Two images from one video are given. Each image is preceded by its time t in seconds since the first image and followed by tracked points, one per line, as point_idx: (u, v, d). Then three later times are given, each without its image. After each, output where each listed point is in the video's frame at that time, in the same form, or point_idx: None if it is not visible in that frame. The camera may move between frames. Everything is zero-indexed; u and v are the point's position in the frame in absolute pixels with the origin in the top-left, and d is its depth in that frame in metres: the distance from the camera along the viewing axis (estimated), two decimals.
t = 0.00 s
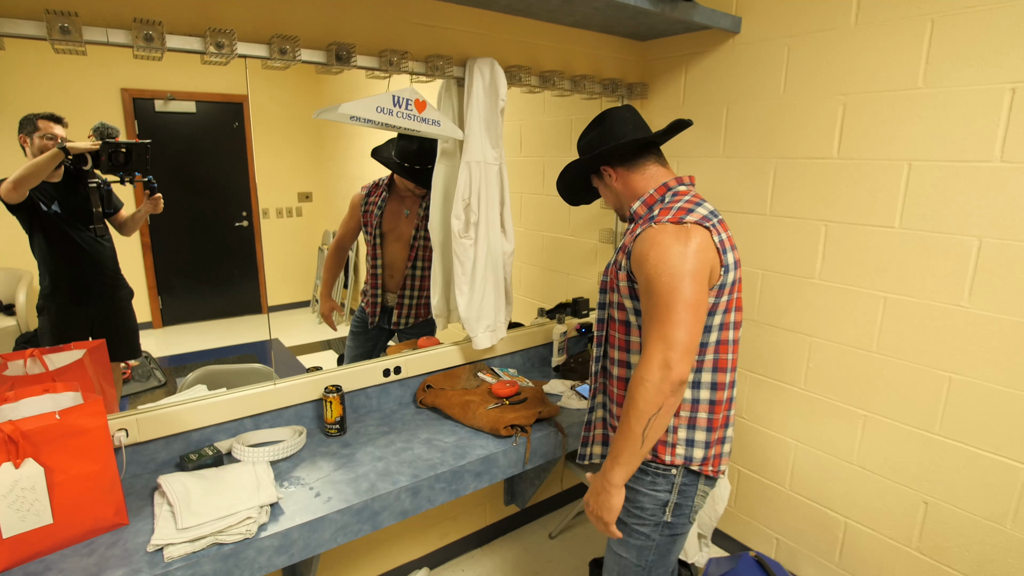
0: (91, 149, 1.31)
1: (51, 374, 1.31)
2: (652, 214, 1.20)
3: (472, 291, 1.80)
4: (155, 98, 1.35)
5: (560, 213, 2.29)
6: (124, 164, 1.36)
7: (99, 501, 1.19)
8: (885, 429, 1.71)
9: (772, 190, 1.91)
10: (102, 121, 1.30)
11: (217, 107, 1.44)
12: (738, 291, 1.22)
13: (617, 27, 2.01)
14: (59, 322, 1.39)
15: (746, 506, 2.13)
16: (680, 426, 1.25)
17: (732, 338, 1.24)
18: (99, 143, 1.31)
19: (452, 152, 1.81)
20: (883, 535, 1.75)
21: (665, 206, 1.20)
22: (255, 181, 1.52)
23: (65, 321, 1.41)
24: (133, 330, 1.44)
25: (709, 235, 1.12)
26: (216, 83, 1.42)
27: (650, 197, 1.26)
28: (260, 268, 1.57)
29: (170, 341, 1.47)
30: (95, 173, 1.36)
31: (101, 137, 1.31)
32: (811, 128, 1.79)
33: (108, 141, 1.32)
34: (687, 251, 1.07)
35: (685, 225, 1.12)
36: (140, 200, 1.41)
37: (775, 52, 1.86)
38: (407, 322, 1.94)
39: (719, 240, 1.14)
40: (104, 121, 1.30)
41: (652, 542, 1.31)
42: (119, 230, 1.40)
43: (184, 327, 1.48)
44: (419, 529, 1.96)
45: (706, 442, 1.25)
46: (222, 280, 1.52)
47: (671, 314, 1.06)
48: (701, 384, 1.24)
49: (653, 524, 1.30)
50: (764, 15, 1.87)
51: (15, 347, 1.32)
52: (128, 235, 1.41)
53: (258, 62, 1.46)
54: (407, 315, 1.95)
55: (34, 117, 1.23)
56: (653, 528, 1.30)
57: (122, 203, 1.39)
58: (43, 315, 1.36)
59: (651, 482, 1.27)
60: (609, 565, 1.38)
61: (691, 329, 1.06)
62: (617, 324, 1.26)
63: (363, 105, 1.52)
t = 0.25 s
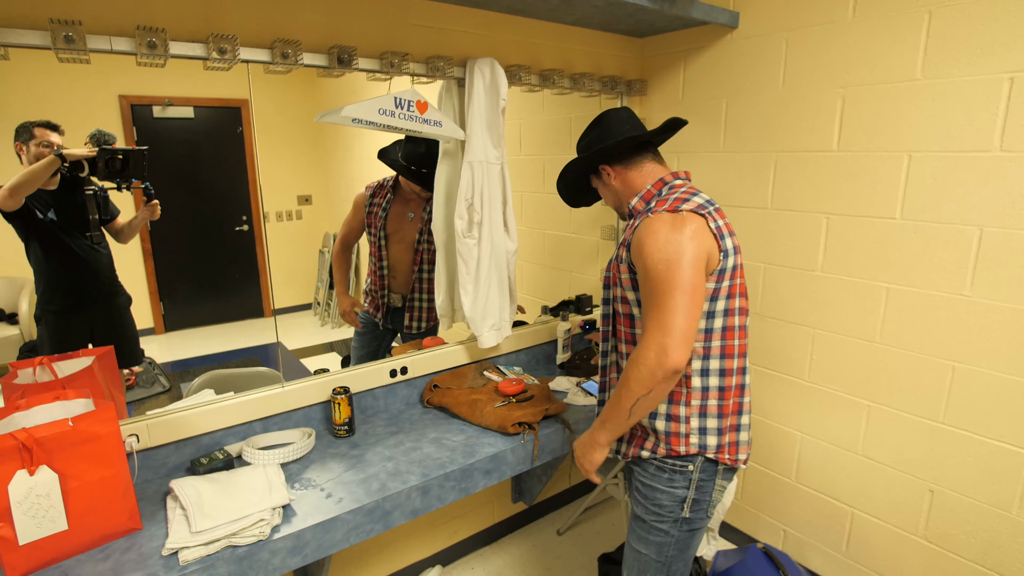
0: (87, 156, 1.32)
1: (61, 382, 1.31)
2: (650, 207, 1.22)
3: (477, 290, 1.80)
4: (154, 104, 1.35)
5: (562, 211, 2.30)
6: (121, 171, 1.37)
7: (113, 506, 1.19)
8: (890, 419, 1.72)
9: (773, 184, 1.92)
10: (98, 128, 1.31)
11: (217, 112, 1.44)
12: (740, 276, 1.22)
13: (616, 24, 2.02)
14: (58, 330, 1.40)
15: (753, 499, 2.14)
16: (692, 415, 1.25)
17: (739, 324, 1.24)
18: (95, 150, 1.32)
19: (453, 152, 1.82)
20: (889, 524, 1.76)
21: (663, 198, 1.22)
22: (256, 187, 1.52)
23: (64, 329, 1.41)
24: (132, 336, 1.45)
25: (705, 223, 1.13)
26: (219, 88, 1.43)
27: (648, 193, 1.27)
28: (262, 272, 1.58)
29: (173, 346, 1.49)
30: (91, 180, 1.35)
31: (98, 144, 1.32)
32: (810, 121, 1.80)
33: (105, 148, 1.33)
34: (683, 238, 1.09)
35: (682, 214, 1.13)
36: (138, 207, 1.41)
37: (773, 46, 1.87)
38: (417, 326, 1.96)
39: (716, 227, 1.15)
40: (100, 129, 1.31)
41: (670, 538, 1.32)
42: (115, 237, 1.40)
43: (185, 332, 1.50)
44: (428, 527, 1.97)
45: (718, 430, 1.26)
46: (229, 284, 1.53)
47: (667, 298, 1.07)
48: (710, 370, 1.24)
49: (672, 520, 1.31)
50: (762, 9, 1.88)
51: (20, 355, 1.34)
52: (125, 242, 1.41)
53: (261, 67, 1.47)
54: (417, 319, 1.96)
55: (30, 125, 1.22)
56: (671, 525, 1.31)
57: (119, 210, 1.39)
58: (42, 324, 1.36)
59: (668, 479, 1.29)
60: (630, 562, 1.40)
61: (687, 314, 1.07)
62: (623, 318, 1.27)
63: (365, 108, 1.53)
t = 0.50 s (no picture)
0: (85, 164, 1.31)
1: (76, 390, 1.33)
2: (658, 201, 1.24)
3: (484, 291, 1.82)
4: (154, 112, 1.35)
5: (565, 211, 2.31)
6: (119, 179, 1.35)
7: (132, 511, 1.21)
8: (896, 410, 1.74)
9: (775, 179, 1.94)
10: (95, 137, 1.29)
11: (216, 118, 1.44)
12: (749, 267, 1.23)
13: (616, 24, 2.03)
14: (59, 340, 1.39)
15: (761, 492, 2.16)
16: (705, 406, 1.27)
17: (748, 314, 1.25)
18: (93, 158, 1.31)
19: (458, 154, 1.83)
20: (897, 514, 1.78)
21: (671, 192, 1.24)
22: (255, 195, 1.51)
23: (65, 339, 1.40)
24: (133, 345, 1.43)
25: (713, 214, 1.15)
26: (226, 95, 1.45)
27: (656, 189, 1.29)
28: (266, 278, 1.57)
29: (178, 353, 1.47)
30: (89, 190, 1.35)
31: (96, 152, 1.30)
32: (811, 117, 1.82)
33: (103, 156, 1.31)
34: (689, 229, 1.11)
35: (690, 206, 1.15)
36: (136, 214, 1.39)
37: (773, 42, 1.88)
38: (424, 329, 1.96)
39: (724, 218, 1.17)
40: (98, 138, 1.29)
41: (693, 534, 1.34)
42: (113, 246, 1.38)
43: (191, 339, 1.48)
44: (439, 527, 1.99)
45: (733, 420, 1.27)
46: (241, 289, 1.54)
47: (674, 287, 1.10)
48: (722, 361, 1.25)
49: (693, 516, 1.33)
50: (760, 7, 1.89)
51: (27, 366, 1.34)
52: (123, 251, 1.39)
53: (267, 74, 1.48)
54: (423, 322, 1.96)
55: (28, 134, 1.23)
56: (693, 520, 1.33)
57: (116, 219, 1.37)
58: (43, 335, 1.36)
59: (688, 474, 1.31)
60: (651, 560, 1.41)
61: (694, 302, 1.09)
62: (633, 311, 1.28)
63: (372, 112, 1.58)
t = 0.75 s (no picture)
0: (84, 168, 1.30)
1: (91, 392, 1.35)
2: (682, 195, 1.25)
3: (492, 290, 1.84)
4: (156, 116, 1.35)
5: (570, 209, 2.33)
6: (117, 183, 1.34)
7: (150, 510, 1.22)
8: (901, 403, 1.75)
9: (778, 176, 1.95)
10: (94, 141, 1.29)
11: (218, 122, 1.44)
12: (763, 265, 1.28)
13: (618, 23, 2.05)
14: (58, 347, 1.37)
15: (768, 486, 2.17)
16: (719, 399, 1.28)
17: (760, 311, 1.29)
18: (91, 162, 1.30)
19: (463, 154, 1.87)
20: (904, 506, 1.79)
21: (693, 188, 1.25)
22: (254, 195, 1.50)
23: (63, 346, 1.38)
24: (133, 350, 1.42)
25: (744, 211, 1.18)
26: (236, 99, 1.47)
27: (675, 183, 1.30)
28: (268, 282, 1.57)
29: (181, 354, 1.46)
30: (87, 194, 1.33)
31: (94, 157, 1.30)
32: (814, 113, 1.83)
33: (101, 160, 1.30)
34: (726, 224, 1.13)
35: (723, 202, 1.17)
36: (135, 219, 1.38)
37: (775, 40, 1.90)
38: (424, 329, 1.98)
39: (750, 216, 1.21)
40: (97, 141, 1.29)
41: (701, 525, 1.35)
42: (113, 251, 1.37)
43: (196, 342, 1.47)
44: (449, 524, 2.00)
45: (742, 413, 1.29)
46: (255, 290, 1.56)
47: (715, 282, 1.10)
48: (736, 356, 1.28)
49: (702, 507, 1.33)
50: (761, 5, 1.91)
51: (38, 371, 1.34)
52: (122, 256, 1.38)
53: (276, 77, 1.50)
54: (424, 323, 1.99)
55: (26, 140, 1.22)
56: (702, 511, 1.34)
57: (115, 224, 1.37)
58: (41, 341, 1.33)
59: (697, 466, 1.31)
60: (658, 552, 1.41)
61: (733, 297, 1.10)
62: (653, 305, 1.29)
63: (380, 114, 1.60)
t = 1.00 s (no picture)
0: (85, 174, 1.30)
1: (104, 397, 1.36)
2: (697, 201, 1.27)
3: (499, 294, 1.85)
4: (160, 122, 1.35)
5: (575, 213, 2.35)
6: (118, 190, 1.34)
7: (165, 514, 1.23)
8: (907, 403, 1.76)
9: (782, 179, 1.97)
10: (95, 147, 1.29)
11: (222, 128, 1.44)
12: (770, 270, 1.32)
13: (622, 29, 2.07)
14: (57, 354, 1.37)
15: (774, 488, 2.18)
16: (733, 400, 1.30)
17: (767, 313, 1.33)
18: (93, 168, 1.30)
19: (469, 159, 1.90)
20: (910, 506, 1.80)
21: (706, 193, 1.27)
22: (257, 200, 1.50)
23: (62, 353, 1.38)
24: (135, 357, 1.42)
25: (760, 218, 1.22)
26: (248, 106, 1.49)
27: (684, 188, 1.32)
28: (272, 286, 1.56)
29: (185, 361, 1.45)
30: (88, 201, 1.34)
31: (95, 163, 1.30)
32: (817, 116, 1.85)
33: (102, 167, 1.30)
34: (748, 231, 1.16)
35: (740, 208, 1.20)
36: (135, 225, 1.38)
37: (778, 44, 1.92)
38: (425, 331, 1.97)
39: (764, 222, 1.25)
40: (97, 147, 1.29)
41: (715, 522, 1.36)
42: (113, 258, 1.37)
43: (199, 348, 1.46)
44: (457, 527, 2.01)
45: (753, 412, 1.31)
46: (267, 294, 1.57)
47: (751, 291, 1.12)
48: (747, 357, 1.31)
49: (716, 505, 1.34)
50: (764, 10, 1.93)
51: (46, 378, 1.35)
52: (122, 263, 1.38)
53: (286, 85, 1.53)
54: (425, 323, 1.98)
55: (27, 147, 1.22)
56: (716, 509, 1.35)
57: (116, 230, 1.36)
58: (41, 348, 1.34)
59: (711, 465, 1.32)
60: (672, 551, 1.42)
61: (767, 303, 1.12)
62: (669, 311, 1.30)
63: (389, 120, 1.63)
